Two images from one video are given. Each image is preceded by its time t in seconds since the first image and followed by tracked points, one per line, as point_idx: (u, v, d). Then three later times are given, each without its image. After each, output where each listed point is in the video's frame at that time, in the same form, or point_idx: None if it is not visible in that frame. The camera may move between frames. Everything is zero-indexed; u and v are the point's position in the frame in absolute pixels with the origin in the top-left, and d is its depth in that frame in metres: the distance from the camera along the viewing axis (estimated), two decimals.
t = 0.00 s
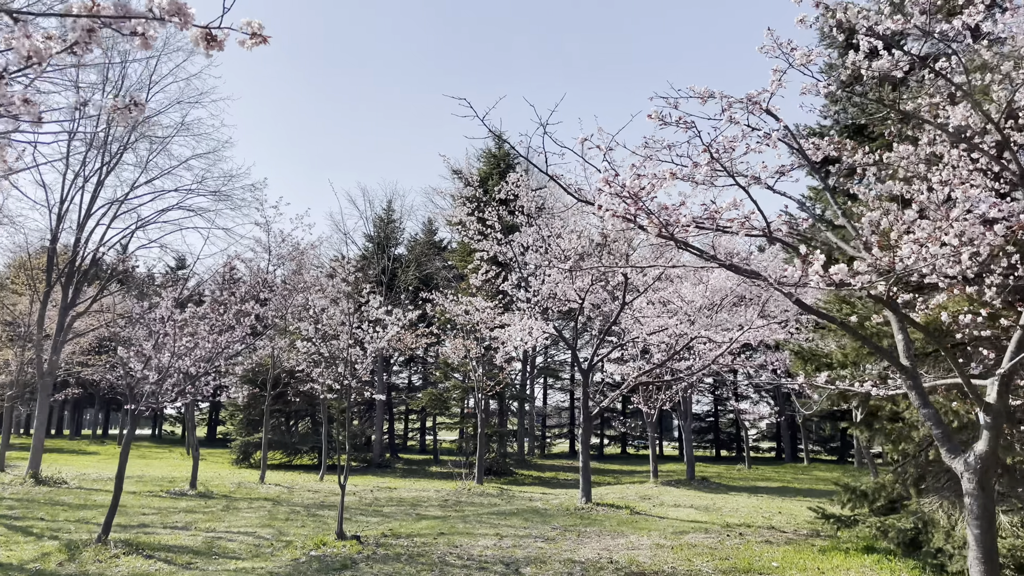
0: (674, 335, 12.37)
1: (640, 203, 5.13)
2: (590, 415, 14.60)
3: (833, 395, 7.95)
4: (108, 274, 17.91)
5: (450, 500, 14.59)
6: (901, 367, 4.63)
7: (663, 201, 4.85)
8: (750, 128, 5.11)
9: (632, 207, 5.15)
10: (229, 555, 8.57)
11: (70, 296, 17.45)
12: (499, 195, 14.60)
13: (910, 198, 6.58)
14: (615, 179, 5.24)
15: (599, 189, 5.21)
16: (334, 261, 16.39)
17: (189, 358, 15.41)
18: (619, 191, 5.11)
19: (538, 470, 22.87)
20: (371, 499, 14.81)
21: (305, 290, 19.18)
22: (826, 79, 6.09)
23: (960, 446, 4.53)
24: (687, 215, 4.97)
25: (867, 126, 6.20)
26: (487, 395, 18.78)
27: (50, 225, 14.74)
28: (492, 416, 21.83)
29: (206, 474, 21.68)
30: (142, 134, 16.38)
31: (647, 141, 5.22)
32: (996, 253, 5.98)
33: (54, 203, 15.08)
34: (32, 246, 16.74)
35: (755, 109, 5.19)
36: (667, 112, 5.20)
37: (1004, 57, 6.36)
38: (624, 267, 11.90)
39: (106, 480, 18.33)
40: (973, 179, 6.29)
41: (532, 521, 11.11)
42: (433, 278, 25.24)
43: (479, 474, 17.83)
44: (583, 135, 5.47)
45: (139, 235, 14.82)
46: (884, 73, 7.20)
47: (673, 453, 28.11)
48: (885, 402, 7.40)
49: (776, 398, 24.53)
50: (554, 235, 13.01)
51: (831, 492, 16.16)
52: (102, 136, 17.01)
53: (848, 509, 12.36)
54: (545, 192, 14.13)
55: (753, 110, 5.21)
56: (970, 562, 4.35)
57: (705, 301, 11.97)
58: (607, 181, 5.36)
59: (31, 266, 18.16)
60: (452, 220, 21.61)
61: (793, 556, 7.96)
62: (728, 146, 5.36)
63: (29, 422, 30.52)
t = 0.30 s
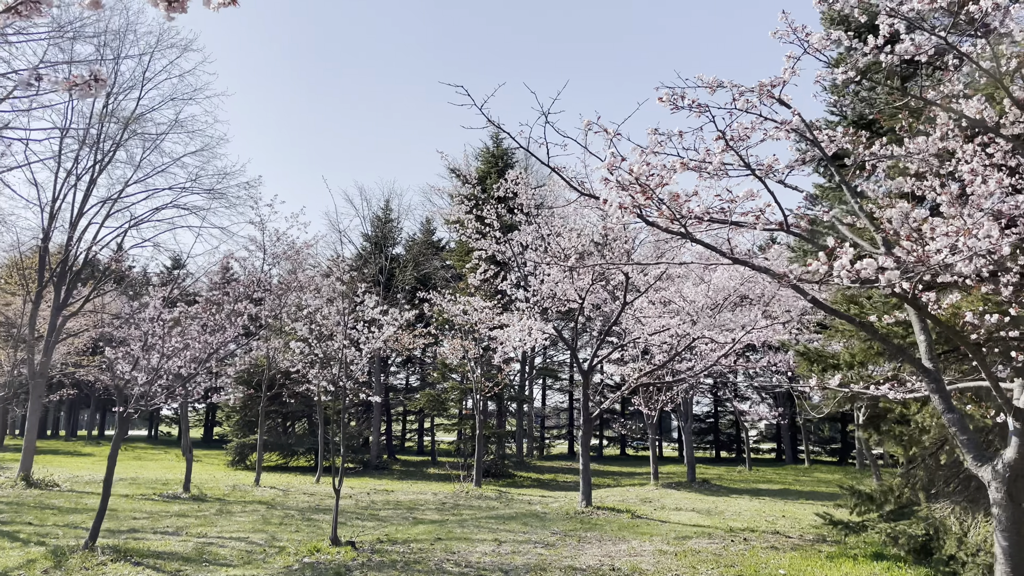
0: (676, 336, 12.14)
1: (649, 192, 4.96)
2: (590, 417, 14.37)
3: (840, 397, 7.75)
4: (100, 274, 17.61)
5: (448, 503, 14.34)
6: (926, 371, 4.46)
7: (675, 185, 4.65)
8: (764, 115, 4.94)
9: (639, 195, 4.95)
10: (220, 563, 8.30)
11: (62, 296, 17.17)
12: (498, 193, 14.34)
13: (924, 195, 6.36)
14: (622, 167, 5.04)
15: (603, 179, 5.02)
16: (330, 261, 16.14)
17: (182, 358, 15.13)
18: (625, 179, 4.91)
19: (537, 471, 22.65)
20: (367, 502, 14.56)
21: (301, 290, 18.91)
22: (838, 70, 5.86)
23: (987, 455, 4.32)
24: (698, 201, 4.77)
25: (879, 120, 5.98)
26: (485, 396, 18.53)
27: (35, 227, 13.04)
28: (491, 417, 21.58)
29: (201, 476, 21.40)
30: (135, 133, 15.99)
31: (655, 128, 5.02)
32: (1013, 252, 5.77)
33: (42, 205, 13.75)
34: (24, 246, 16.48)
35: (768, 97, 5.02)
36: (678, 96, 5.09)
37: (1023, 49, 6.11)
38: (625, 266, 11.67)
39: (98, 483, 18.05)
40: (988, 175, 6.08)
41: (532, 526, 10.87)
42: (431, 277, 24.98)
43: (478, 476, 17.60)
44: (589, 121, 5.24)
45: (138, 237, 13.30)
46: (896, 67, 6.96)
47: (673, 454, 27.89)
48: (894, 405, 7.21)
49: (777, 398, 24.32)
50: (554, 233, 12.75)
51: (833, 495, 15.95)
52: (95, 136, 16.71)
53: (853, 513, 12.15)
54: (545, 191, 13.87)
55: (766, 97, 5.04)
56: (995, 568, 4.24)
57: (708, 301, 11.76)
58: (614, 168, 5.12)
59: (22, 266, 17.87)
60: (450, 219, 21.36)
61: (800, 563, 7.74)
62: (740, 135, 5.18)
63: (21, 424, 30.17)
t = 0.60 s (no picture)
0: (680, 337, 11.91)
1: (667, 178, 4.63)
2: (592, 419, 14.15)
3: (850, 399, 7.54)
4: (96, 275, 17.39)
5: (448, 507, 14.12)
6: (953, 367, 4.15)
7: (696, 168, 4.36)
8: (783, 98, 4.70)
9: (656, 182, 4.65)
10: (214, 569, 8.08)
11: (57, 297, 16.96)
12: (499, 192, 14.13)
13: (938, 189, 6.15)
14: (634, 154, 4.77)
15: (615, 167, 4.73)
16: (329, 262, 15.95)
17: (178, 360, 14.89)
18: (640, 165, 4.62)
19: (537, 475, 22.43)
20: (365, 506, 14.35)
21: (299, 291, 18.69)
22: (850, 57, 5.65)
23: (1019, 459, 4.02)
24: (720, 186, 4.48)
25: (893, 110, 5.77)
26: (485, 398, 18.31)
27: (35, 223, 11.81)
28: (491, 419, 21.35)
29: (198, 479, 21.19)
30: (133, 134, 15.60)
31: (669, 113, 4.77)
32: None
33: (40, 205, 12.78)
34: (18, 246, 16.29)
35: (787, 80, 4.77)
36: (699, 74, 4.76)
37: None
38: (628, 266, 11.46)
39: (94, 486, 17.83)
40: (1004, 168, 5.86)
41: (533, 530, 10.65)
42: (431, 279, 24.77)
43: (478, 480, 17.39)
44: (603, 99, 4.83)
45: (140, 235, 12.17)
46: (907, 58, 6.76)
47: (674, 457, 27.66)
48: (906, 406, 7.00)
49: (779, 401, 24.10)
50: (556, 233, 12.54)
51: (838, 498, 15.73)
52: (90, 136, 16.47)
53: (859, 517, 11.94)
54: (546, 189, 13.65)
55: (783, 81, 4.81)
56: None
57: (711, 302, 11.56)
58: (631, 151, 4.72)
59: (17, 267, 17.66)
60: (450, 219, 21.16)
61: (809, 568, 7.52)
62: (760, 120, 4.92)
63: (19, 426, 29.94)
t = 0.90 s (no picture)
0: (685, 339, 11.72)
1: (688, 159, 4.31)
2: (595, 423, 13.96)
3: (862, 403, 7.34)
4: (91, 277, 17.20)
5: (447, 513, 13.91)
6: (983, 370, 3.95)
7: (716, 154, 4.14)
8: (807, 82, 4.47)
9: (673, 170, 4.43)
10: None
11: (52, 300, 16.77)
12: (499, 194, 13.95)
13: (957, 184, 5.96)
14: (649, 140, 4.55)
15: (628, 156, 4.52)
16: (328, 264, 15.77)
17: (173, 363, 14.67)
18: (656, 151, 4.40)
19: (538, 479, 22.20)
20: (364, 512, 14.11)
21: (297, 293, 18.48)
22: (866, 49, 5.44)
23: None
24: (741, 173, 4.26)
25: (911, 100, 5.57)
26: (486, 403, 18.12)
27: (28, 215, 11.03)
28: (491, 424, 21.13)
29: (195, 484, 20.97)
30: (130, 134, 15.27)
31: (690, 90, 4.47)
32: None
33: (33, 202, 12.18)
34: (13, 248, 16.11)
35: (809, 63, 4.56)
36: (722, 50, 4.50)
37: None
38: (632, 267, 11.27)
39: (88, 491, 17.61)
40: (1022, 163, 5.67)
41: (534, 537, 10.46)
42: (430, 282, 24.59)
43: (478, 485, 17.17)
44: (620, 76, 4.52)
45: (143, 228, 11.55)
46: (922, 50, 6.58)
47: (676, 462, 27.44)
48: (923, 409, 6.80)
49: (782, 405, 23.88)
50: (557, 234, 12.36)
51: (844, 504, 15.52)
52: (87, 136, 16.25)
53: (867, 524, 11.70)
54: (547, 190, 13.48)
55: (806, 64, 4.57)
56: None
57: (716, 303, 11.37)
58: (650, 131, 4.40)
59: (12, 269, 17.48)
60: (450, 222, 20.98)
61: None
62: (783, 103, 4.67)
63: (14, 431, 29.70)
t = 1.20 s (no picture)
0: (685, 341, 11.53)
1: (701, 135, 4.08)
2: (594, 426, 13.76)
3: (868, 405, 7.16)
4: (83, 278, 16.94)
5: (444, 517, 13.70)
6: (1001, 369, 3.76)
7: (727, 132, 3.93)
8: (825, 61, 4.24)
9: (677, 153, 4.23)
10: None
11: (43, 301, 16.50)
12: (497, 193, 13.74)
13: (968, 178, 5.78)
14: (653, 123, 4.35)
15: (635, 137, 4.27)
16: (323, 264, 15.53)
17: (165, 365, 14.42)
18: (662, 134, 4.19)
19: (536, 483, 21.97)
20: (359, 517, 13.89)
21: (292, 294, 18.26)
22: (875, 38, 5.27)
23: None
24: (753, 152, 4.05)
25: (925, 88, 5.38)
26: (483, 405, 17.91)
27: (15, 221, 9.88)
28: (489, 427, 20.90)
29: (189, 488, 20.73)
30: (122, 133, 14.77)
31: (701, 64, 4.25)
32: None
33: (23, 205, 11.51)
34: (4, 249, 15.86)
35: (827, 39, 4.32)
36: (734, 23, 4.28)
37: None
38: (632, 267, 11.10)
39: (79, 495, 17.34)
40: None
41: (532, 543, 10.25)
42: (427, 284, 24.38)
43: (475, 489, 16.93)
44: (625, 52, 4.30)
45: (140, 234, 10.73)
46: (932, 42, 6.40)
47: (675, 466, 27.24)
48: (930, 409, 6.63)
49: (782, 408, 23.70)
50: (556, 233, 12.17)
51: (846, 508, 15.33)
52: (79, 136, 16.00)
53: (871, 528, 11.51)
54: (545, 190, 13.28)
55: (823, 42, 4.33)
56: None
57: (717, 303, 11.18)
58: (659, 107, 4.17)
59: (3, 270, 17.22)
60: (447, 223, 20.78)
61: None
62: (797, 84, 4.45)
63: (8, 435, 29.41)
